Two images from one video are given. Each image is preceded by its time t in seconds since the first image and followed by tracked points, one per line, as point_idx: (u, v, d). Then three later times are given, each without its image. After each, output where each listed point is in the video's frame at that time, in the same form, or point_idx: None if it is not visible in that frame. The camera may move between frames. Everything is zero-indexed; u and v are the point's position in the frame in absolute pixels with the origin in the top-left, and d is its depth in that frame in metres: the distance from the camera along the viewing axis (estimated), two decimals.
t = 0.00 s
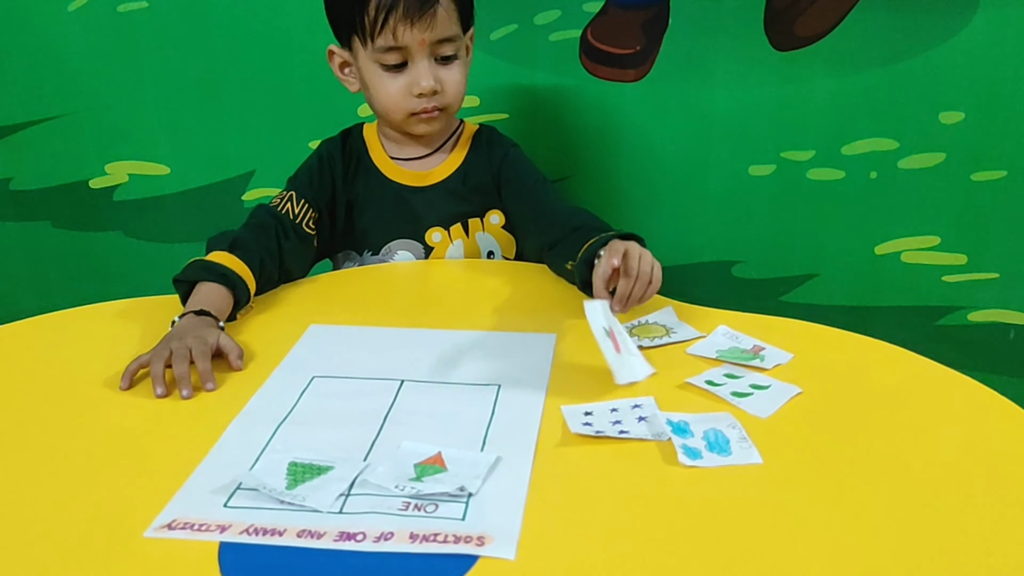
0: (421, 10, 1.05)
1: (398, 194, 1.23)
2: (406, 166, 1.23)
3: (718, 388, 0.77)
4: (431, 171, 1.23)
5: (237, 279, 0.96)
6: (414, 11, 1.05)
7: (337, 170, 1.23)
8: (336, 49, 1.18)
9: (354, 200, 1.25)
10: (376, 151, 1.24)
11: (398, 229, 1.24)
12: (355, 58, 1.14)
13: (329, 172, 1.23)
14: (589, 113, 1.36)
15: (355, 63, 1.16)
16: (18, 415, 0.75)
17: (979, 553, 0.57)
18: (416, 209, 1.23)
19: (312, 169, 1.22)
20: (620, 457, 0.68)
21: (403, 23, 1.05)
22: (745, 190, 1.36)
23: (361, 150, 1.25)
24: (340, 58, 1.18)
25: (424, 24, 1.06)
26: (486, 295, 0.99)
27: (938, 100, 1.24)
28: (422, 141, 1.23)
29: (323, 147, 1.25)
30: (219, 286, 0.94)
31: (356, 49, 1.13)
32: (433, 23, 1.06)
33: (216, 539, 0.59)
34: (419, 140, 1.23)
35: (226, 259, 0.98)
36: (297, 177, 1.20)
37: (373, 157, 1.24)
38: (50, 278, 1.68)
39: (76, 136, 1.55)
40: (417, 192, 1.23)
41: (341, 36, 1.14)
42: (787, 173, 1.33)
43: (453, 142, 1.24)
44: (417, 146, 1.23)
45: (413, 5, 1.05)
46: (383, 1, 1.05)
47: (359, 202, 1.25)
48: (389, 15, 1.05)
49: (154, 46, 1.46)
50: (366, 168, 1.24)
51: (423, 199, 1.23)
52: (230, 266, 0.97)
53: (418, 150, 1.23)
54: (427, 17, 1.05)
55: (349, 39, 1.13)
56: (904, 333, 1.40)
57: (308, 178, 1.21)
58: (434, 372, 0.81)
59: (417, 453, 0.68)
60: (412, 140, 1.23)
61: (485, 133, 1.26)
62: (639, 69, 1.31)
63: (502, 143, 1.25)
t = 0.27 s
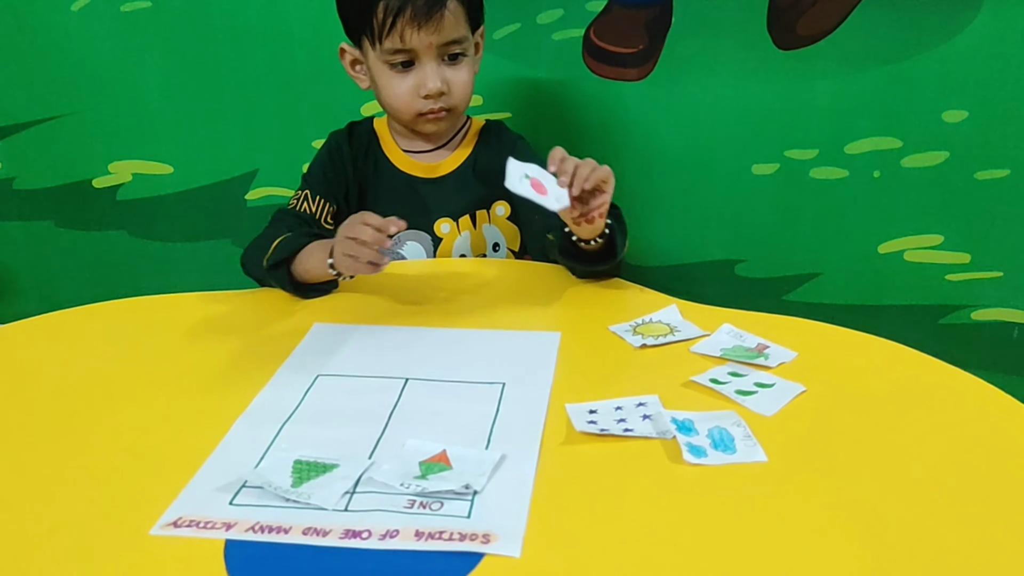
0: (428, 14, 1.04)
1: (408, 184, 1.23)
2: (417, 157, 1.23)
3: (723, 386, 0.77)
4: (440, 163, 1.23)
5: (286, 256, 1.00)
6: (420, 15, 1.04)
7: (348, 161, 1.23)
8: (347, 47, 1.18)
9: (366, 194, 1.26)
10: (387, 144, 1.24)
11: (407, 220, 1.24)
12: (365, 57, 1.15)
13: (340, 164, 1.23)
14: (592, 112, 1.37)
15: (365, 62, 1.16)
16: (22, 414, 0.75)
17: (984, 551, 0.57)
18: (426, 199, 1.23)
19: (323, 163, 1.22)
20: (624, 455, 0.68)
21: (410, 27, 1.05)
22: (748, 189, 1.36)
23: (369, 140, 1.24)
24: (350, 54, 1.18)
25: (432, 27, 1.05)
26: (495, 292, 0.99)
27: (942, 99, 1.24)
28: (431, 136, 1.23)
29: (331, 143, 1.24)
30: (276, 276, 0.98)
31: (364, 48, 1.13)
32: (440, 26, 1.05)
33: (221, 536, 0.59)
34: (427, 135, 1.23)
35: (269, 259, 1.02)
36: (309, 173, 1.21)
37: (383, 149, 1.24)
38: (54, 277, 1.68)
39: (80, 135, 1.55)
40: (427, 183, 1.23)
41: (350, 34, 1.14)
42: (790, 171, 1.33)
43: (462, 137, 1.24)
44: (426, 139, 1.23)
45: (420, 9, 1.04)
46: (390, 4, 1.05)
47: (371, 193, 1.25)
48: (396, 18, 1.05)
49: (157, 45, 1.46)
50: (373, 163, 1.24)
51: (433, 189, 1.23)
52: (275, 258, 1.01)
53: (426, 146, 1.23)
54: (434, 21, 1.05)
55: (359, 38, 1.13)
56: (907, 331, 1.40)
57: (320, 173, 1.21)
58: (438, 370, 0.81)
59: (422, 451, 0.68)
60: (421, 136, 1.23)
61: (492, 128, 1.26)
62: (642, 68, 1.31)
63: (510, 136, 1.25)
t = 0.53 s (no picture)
0: (412, 8, 1.04)
1: (409, 183, 1.22)
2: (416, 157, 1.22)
3: (726, 385, 0.77)
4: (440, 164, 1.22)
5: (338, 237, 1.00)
6: (404, 10, 1.04)
7: (354, 160, 1.23)
8: (342, 44, 1.18)
9: (370, 193, 1.25)
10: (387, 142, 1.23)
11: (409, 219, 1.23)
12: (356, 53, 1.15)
13: (349, 163, 1.23)
14: (595, 110, 1.36)
15: (357, 58, 1.16)
16: (23, 413, 0.75)
17: (990, 551, 0.57)
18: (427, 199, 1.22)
19: (335, 160, 1.21)
20: (628, 454, 0.67)
21: (394, 21, 1.04)
22: (751, 188, 1.35)
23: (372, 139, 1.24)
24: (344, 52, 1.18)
25: (416, 22, 1.05)
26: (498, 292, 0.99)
27: (945, 97, 1.24)
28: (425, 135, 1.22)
29: (335, 141, 1.24)
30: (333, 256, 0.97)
31: (355, 44, 1.13)
32: (425, 21, 1.05)
33: (223, 536, 0.59)
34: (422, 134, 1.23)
35: (316, 245, 1.00)
36: (324, 169, 1.19)
37: (384, 150, 1.24)
38: (56, 276, 1.68)
39: (82, 134, 1.55)
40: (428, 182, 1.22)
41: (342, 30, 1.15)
42: (793, 170, 1.33)
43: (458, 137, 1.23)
44: (424, 140, 1.22)
45: (404, 4, 1.04)
46: None
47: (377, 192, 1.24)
48: (382, 13, 1.05)
49: (158, 44, 1.46)
50: (376, 162, 1.24)
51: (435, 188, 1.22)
52: (326, 241, 1.00)
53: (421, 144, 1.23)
54: (418, 16, 1.04)
55: (349, 33, 1.13)
56: (911, 330, 1.39)
57: (333, 169, 1.20)
58: (441, 370, 0.81)
59: (425, 451, 0.67)
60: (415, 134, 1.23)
61: (491, 128, 1.26)
62: (644, 67, 1.31)
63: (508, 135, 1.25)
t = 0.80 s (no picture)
0: (412, 14, 1.04)
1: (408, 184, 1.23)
2: (417, 158, 1.22)
3: (731, 384, 0.77)
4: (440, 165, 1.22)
5: (326, 247, 0.98)
6: (405, 15, 1.04)
7: (353, 160, 1.23)
8: (344, 45, 1.18)
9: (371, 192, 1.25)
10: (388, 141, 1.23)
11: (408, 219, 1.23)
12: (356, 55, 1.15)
13: (348, 163, 1.23)
14: (598, 109, 1.36)
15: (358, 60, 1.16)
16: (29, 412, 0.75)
17: (996, 550, 0.57)
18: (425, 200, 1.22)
19: (333, 161, 1.21)
20: (633, 453, 0.67)
21: (394, 26, 1.05)
22: (755, 186, 1.35)
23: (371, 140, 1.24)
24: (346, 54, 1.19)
25: (416, 27, 1.05)
26: (498, 292, 0.99)
27: (948, 96, 1.24)
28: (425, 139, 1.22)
29: (335, 140, 1.23)
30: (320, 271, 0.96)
31: (356, 47, 1.13)
32: (425, 27, 1.05)
33: (229, 534, 0.59)
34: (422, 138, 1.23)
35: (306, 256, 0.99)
36: (321, 171, 1.19)
37: (384, 150, 1.23)
38: (59, 275, 1.68)
39: (86, 134, 1.56)
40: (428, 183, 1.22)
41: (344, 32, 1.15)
42: (797, 169, 1.33)
43: (457, 141, 1.23)
44: (424, 143, 1.23)
45: (404, 9, 1.04)
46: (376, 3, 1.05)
47: (376, 192, 1.24)
48: (382, 17, 1.05)
49: (162, 43, 1.46)
50: (376, 161, 1.24)
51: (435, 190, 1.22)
52: (315, 254, 0.98)
53: (421, 149, 1.23)
54: (418, 22, 1.04)
55: (350, 36, 1.13)
56: (914, 329, 1.39)
57: (332, 170, 1.20)
58: (446, 368, 0.81)
59: (430, 449, 0.68)
60: (416, 138, 1.23)
61: (491, 127, 1.26)
62: (648, 66, 1.31)
63: (508, 135, 1.25)
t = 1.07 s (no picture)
0: (419, 11, 1.04)
1: (414, 181, 1.23)
2: (423, 156, 1.23)
3: (731, 383, 0.77)
4: (446, 161, 1.23)
5: (332, 254, 0.99)
6: (412, 12, 1.04)
7: (357, 159, 1.22)
8: (349, 41, 1.18)
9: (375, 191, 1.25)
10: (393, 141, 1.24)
11: (413, 217, 1.24)
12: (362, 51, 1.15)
13: (352, 162, 1.21)
14: (599, 109, 1.37)
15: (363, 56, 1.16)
16: (31, 411, 0.76)
17: (995, 549, 0.57)
18: (431, 198, 1.23)
19: (339, 161, 1.19)
20: (633, 452, 0.68)
21: (401, 22, 1.05)
22: (755, 186, 1.35)
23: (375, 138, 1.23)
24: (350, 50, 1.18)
25: (424, 24, 1.05)
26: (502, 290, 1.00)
27: (949, 96, 1.24)
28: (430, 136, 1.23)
29: (339, 139, 1.22)
30: (319, 275, 0.97)
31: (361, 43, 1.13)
32: (432, 23, 1.05)
33: (230, 533, 0.59)
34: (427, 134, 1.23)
35: (308, 260, 1.00)
36: (326, 170, 1.18)
37: (390, 149, 1.24)
38: (61, 275, 1.69)
39: (87, 134, 1.56)
40: (433, 181, 1.23)
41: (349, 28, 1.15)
42: (797, 169, 1.33)
43: (461, 136, 1.24)
44: (428, 139, 1.23)
45: (412, 5, 1.04)
46: None
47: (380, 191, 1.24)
48: (390, 13, 1.05)
49: (163, 44, 1.46)
50: (381, 161, 1.24)
51: (441, 188, 1.23)
52: (318, 259, 0.99)
53: (425, 145, 1.24)
54: (426, 18, 1.05)
55: (356, 31, 1.13)
56: (915, 328, 1.39)
57: (337, 169, 1.18)
58: (446, 368, 0.81)
59: (430, 448, 0.68)
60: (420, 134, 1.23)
61: (495, 124, 1.26)
62: (648, 65, 1.31)
63: (513, 132, 1.25)
